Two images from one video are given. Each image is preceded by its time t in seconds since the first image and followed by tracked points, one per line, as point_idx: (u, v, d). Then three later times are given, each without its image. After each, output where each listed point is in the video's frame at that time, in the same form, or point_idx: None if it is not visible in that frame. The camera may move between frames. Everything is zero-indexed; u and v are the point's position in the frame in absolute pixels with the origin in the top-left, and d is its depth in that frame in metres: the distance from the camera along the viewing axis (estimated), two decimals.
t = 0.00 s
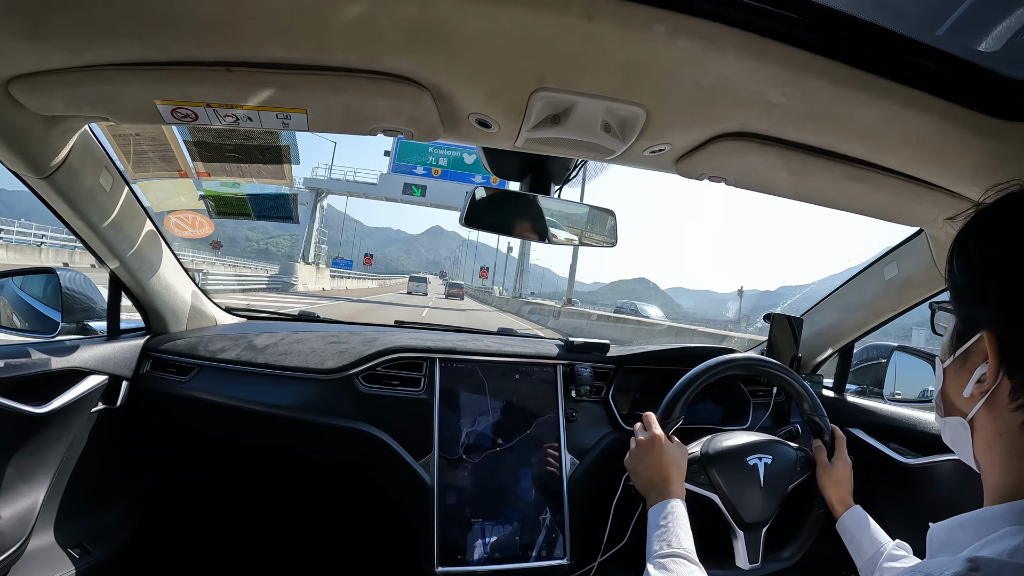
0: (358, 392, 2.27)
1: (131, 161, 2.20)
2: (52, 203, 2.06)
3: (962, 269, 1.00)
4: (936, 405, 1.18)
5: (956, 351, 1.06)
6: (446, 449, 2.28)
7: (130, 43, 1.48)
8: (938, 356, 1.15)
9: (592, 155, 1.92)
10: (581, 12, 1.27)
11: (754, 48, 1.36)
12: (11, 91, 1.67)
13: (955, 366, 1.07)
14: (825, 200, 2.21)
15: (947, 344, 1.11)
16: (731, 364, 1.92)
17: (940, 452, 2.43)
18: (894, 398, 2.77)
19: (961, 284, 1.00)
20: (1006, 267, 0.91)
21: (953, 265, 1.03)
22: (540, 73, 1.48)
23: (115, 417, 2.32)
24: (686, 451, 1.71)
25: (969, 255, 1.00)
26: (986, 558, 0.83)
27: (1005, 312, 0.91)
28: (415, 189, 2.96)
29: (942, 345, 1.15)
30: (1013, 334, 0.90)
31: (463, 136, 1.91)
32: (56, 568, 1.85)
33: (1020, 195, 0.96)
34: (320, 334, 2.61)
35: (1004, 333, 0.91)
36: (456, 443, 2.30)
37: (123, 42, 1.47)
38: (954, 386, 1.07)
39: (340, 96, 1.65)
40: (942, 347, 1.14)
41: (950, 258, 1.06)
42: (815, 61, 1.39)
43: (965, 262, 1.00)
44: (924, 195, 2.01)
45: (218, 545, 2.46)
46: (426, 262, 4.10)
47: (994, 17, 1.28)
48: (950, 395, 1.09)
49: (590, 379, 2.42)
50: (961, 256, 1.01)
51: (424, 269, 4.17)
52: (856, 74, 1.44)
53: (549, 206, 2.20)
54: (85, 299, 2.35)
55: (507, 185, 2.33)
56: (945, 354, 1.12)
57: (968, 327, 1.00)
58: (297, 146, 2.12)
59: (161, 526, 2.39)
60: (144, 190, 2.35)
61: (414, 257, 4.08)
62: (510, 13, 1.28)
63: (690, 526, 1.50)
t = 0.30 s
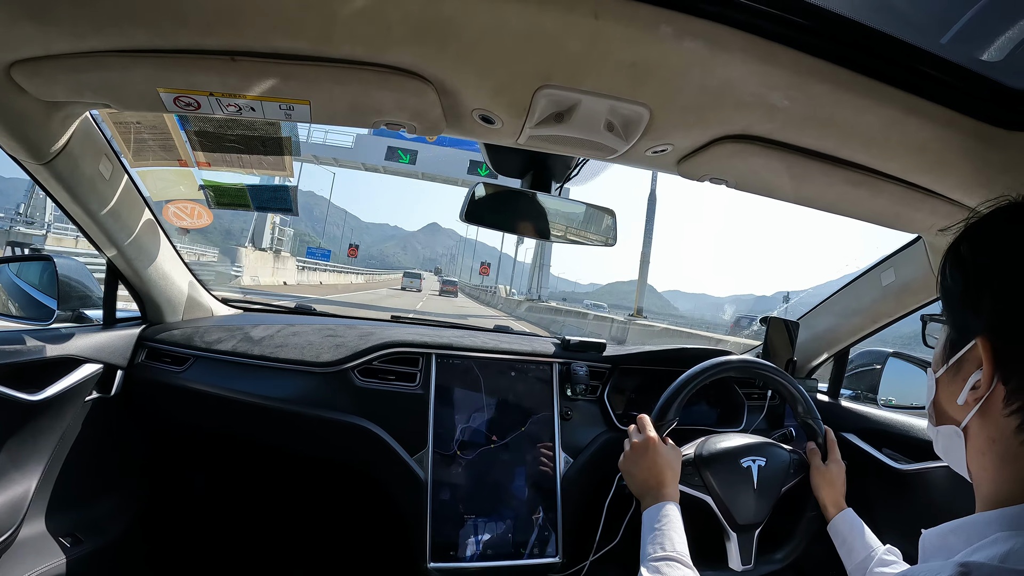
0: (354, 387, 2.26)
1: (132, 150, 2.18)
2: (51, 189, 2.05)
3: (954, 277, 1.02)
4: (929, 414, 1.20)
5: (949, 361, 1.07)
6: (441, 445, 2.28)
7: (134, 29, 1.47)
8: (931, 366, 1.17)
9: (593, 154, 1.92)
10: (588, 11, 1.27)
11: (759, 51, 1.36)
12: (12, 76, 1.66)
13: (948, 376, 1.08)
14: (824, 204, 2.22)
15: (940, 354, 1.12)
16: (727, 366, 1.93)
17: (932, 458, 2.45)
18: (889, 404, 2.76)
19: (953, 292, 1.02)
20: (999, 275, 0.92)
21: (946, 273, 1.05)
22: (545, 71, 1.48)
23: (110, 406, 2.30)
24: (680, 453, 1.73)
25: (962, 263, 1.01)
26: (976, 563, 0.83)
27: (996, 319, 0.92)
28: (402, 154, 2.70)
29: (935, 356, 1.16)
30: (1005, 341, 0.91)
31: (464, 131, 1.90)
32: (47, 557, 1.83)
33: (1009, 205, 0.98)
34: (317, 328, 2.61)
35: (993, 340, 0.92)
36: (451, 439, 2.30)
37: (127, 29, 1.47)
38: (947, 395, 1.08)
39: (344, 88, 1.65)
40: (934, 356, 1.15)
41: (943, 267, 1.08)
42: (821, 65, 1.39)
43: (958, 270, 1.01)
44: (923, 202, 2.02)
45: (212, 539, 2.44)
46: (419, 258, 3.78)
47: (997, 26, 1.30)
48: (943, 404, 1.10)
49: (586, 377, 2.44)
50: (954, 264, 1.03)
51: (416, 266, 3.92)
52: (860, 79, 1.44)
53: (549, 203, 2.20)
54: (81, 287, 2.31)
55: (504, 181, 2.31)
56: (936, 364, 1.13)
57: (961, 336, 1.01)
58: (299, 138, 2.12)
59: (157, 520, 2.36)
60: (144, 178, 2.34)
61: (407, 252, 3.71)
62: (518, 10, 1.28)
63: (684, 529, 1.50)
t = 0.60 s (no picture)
0: (353, 399, 2.29)
1: (129, 171, 2.23)
2: (50, 211, 2.09)
3: (935, 272, 1.03)
4: (919, 411, 1.20)
5: (935, 359, 1.09)
6: (440, 454, 2.29)
7: (126, 57, 1.51)
8: (919, 365, 1.18)
9: (580, 164, 1.94)
10: (566, 25, 1.29)
11: (736, 58, 1.38)
12: (10, 104, 1.70)
13: (935, 374, 1.09)
14: (812, 205, 2.23)
15: (927, 351, 1.14)
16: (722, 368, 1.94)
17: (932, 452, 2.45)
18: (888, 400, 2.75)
19: (935, 288, 1.03)
20: (980, 271, 0.93)
21: (928, 269, 1.06)
22: (528, 84, 1.51)
23: (113, 423, 2.34)
24: (677, 456, 1.74)
25: (943, 259, 1.02)
26: (968, 557, 0.84)
27: (977, 314, 0.93)
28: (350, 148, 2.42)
29: (922, 355, 1.18)
30: (983, 335, 0.92)
31: (452, 146, 1.93)
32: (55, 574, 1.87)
33: (993, 200, 0.97)
34: (316, 342, 2.63)
35: (975, 335, 0.93)
36: (451, 448, 2.31)
37: (119, 56, 1.50)
38: (936, 393, 1.09)
39: (331, 108, 1.68)
40: (921, 356, 1.17)
41: (927, 264, 1.08)
42: (798, 69, 1.42)
43: (938, 264, 1.02)
44: (910, 198, 2.04)
45: (217, 552, 2.47)
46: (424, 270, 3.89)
47: (978, 19, 1.31)
48: (933, 402, 1.11)
49: (583, 384, 2.44)
50: (934, 260, 1.04)
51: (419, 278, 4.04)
52: (839, 81, 1.46)
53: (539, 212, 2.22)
54: (82, 306, 2.35)
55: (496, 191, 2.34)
56: (924, 363, 1.15)
57: (947, 332, 1.02)
58: (291, 156, 2.14)
59: (162, 535, 2.40)
60: (140, 199, 2.37)
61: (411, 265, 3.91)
62: (497, 26, 1.30)
63: (682, 532, 1.52)
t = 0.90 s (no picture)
0: (344, 405, 2.31)
1: (118, 185, 2.24)
2: (41, 226, 2.12)
3: (905, 270, 1.05)
4: (904, 409, 1.20)
5: (914, 353, 1.10)
6: (432, 458, 2.31)
7: (108, 73, 1.53)
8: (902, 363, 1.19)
9: (559, 167, 1.96)
10: (537, 31, 1.31)
11: (707, 59, 1.40)
12: None
13: (914, 369, 1.11)
14: (794, 202, 2.25)
15: (908, 348, 1.15)
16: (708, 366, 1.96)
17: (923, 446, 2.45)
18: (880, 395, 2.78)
19: (907, 284, 1.04)
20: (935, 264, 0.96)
21: (897, 272, 1.08)
22: (504, 91, 1.53)
23: (106, 434, 2.35)
24: (665, 456, 1.75)
25: (908, 259, 1.04)
26: (948, 548, 0.84)
27: (941, 306, 0.94)
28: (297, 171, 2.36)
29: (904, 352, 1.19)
30: (945, 324, 0.93)
31: (433, 152, 1.94)
32: None
33: (952, 199, 0.98)
34: (307, 349, 2.65)
35: (938, 326, 0.94)
36: (442, 452, 2.33)
37: (101, 72, 1.53)
38: (915, 387, 1.10)
39: (311, 118, 1.70)
40: (903, 352, 1.17)
41: (898, 265, 1.10)
42: (769, 68, 1.43)
43: (907, 262, 1.04)
44: (891, 193, 2.05)
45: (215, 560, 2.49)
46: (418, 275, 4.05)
47: (956, 18, 1.30)
48: (913, 398, 1.12)
49: (573, 385, 2.47)
50: (903, 259, 1.06)
51: (411, 282, 4.13)
52: (810, 79, 1.48)
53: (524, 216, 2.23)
54: (75, 318, 2.38)
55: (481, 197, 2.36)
56: (906, 360, 1.16)
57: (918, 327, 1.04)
58: (277, 166, 2.16)
59: (159, 542, 2.44)
60: (130, 212, 2.40)
61: (406, 271, 4.00)
62: (469, 34, 1.32)
63: (670, 530, 1.53)
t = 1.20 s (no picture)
0: (346, 397, 2.30)
1: (126, 167, 2.22)
2: (47, 206, 2.11)
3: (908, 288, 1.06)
4: (909, 425, 1.21)
5: (920, 369, 1.11)
6: (433, 453, 2.30)
7: (124, 54, 1.52)
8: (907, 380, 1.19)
9: (574, 166, 1.96)
10: (560, 29, 1.31)
11: (729, 63, 1.40)
12: (9, 98, 1.71)
13: (918, 385, 1.11)
14: (804, 210, 2.25)
15: (913, 365, 1.15)
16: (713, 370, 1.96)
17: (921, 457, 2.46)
18: (880, 405, 2.80)
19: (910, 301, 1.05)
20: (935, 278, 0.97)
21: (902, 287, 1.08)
22: (522, 87, 1.52)
23: (106, 418, 2.34)
24: (667, 458, 1.75)
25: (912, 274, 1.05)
26: (949, 559, 0.84)
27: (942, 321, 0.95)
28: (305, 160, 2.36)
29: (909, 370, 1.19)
30: (946, 338, 0.94)
31: (447, 146, 1.93)
32: (46, 567, 1.87)
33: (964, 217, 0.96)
34: (310, 339, 2.64)
35: (940, 338, 0.95)
36: (442, 447, 2.32)
37: (117, 53, 1.51)
38: (918, 402, 1.10)
39: (327, 107, 1.69)
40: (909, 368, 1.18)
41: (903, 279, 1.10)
42: (789, 75, 1.43)
43: (910, 280, 1.05)
44: (902, 204, 2.05)
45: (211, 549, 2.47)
46: (420, 267, 4.04)
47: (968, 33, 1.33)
48: (917, 412, 1.12)
49: (575, 384, 2.47)
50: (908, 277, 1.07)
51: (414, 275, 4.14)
52: (830, 86, 1.47)
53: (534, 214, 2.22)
54: (78, 300, 2.35)
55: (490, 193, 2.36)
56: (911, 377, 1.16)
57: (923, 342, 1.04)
58: (287, 155, 2.15)
59: (159, 525, 2.43)
60: (137, 194, 2.36)
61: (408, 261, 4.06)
62: (492, 29, 1.32)
63: (671, 533, 1.54)
